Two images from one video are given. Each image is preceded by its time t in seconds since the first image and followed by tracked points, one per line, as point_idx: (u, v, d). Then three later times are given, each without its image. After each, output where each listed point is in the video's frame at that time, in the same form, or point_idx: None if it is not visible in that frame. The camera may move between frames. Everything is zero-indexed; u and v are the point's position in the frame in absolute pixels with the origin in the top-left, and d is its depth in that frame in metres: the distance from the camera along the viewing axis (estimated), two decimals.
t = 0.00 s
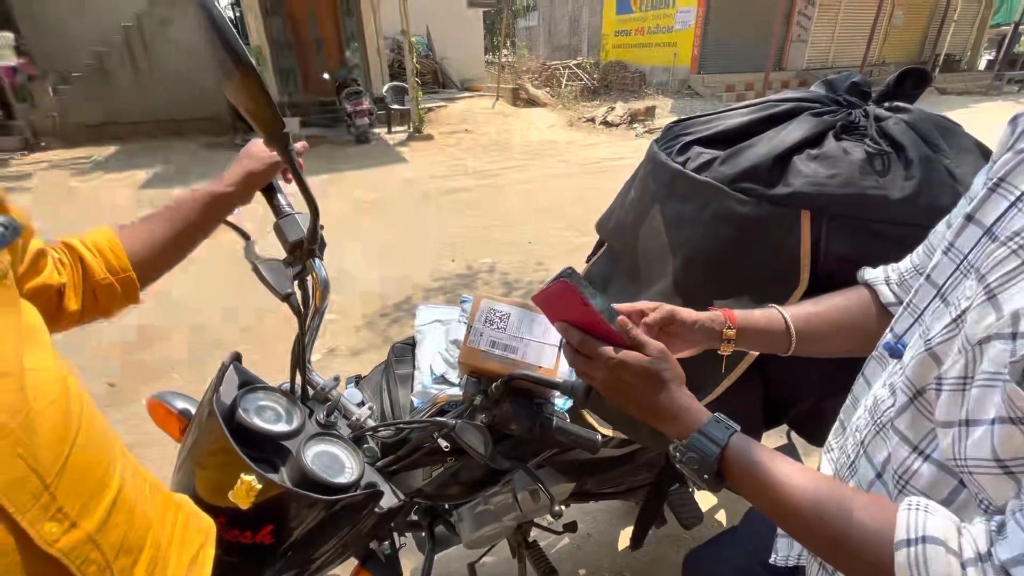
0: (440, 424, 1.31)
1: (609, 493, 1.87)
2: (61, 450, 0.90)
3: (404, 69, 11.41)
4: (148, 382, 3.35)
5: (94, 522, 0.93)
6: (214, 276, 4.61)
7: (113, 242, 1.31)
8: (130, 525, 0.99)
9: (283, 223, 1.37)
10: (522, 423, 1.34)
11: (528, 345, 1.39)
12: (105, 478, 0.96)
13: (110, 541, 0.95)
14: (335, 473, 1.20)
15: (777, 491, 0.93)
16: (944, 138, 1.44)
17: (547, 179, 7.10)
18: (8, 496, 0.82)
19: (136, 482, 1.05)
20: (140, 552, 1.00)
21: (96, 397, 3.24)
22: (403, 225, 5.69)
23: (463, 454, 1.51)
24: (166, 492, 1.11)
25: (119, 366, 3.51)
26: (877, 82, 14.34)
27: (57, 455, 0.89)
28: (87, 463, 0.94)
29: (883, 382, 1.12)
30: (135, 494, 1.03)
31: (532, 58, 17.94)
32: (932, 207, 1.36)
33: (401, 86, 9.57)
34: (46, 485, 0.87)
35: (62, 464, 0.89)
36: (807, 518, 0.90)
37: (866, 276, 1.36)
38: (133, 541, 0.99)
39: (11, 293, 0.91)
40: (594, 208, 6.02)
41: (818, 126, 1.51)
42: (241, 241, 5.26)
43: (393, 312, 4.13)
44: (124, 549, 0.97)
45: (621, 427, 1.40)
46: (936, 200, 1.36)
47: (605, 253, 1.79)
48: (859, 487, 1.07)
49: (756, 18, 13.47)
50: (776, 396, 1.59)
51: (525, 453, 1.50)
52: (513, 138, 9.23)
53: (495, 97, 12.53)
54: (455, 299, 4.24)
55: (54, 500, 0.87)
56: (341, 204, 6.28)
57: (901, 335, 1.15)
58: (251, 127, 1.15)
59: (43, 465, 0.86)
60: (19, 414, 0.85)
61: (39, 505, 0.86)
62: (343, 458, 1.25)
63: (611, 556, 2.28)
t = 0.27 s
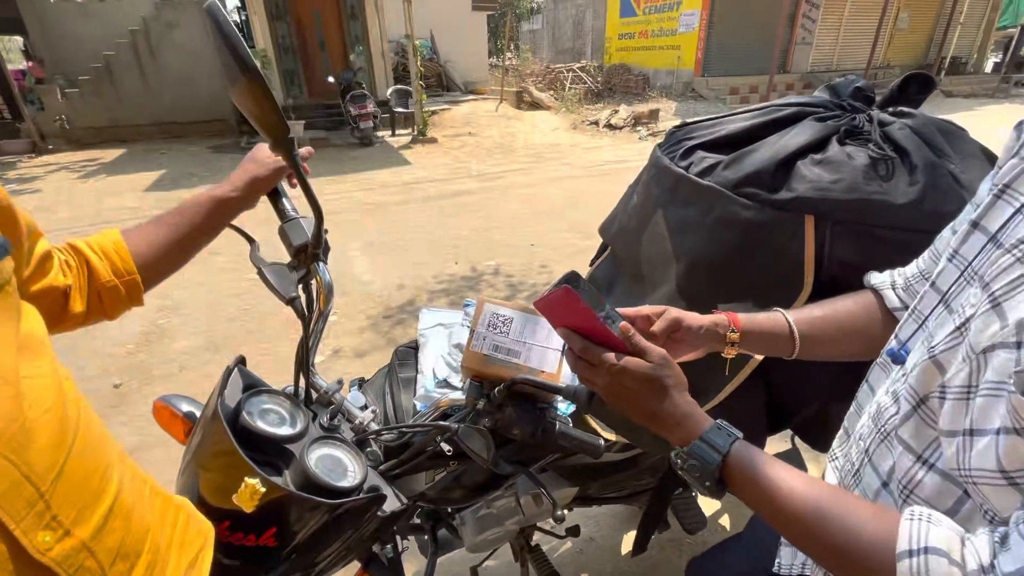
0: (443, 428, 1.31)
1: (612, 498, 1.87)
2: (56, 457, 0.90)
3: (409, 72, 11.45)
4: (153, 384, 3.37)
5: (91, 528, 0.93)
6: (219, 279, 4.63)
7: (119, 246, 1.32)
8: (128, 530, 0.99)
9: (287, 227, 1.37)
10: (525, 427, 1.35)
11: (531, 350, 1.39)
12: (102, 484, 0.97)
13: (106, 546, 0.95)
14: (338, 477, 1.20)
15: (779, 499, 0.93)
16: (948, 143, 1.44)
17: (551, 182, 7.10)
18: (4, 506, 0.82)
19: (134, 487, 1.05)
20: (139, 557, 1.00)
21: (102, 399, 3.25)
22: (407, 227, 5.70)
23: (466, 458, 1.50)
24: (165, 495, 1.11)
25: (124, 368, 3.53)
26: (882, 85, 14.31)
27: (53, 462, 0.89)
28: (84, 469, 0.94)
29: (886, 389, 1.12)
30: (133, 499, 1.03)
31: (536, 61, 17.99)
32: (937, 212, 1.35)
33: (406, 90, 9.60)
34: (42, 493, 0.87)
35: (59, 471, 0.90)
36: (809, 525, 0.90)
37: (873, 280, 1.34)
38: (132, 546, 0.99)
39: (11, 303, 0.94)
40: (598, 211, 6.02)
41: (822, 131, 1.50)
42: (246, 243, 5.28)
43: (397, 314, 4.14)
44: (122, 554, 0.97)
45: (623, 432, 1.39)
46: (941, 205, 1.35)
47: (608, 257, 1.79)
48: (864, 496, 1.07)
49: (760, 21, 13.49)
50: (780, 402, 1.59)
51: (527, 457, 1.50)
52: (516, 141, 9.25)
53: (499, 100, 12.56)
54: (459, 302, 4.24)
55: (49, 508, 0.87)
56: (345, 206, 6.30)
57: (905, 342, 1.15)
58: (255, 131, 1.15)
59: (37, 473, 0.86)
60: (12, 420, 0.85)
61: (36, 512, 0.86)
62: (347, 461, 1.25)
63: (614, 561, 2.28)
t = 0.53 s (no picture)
0: (445, 432, 1.31)
1: (614, 502, 1.87)
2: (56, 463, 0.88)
3: (414, 76, 11.49)
4: (158, 386, 3.38)
5: (86, 535, 0.91)
6: (225, 282, 4.65)
7: (124, 248, 1.31)
8: (126, 536, 0.97)
9: (292, 232, 1.38)
10: (527, 432, 1.35)
11: (533, 354, 1.38)
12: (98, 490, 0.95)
13: (105, 552, 0.94)
14: (340, 480, 1.21)
15: (779, 505, 0.93)
16: (952, 148, 1.43)
17: (555, 185, 7.11)
18: (3, 511, 0.81)
19: (130, 492, 1.03)
20: (137, 562, 0.98)
21: (107, 401, 3.27)
22: (412, 230, 5.72)
23: (468, 463, 1.49)
24: (162, 500, 1.10)
25: (130, 370, 3.54)
26: (888, 88, 14.27)
27: (53, 468, 0.88)
28: (81, 474, 0.92)
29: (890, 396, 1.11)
30: (130, 505, 1.01)
31: (542, 64, 18.03)
32: (940, 217, 1.35)
33: (411, 93, 9.63)
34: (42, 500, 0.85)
35: (57, 476, 0.88)
36: (806, 531, 0.90)
37: (877, 283, 1.33)
38: (130, 551, 0.97)
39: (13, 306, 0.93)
40: (602, 214, 6.02)
41: (826, 136, 1.50)
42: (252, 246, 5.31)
43: (401, 317, 4.14)
44: (120, 559, 0.96)
45: (626, 435, 1.39)
46: (945, 210, 1.34)
47: (611, 261, 1.79)
48: (869, 503, 1.06)
49: (765, 24, 13.48)
50: (783, 408, 1.58)
51: (529, 461, 1.50)
52: (521, 144, 9.26)
53: (503, 104, 12.58)
54: (462, 305, 4.24)
55: (47, 514, 0.86)
56: (350, 209, 6.31)
57: (908, 347, 1.14)
58: (260, 135, 1.15)
59: (37, 480, 0.85)
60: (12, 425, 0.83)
61: (33, 518, 0.84)
62: (349, 465, 1.25)
63: (617, 566, 2.27)
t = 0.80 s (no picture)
0: (448, 434, 1.31)
1: (618, 506, 1.86)
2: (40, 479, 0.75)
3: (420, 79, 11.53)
4: (166, 388, 3.39)
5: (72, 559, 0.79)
6: (232, 284, 4.67)
7: (130, 246, 1.32)
8: (115, 555, 0.85)
9: (297, 233, 1.39)
10: (530, 434, 1.34)
11: (537, 356, 1.39)
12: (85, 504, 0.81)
13: (89, 574, 0.81)
14: (344, 481, 1.21)
15: (771, 485, 0.93)
16: (958, 150, 1.43)
17: (561, 187, 7.11)
18: None
19: (123, 499, 0.90)
20: None
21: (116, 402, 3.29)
22: (417, 232, 5.73)
23: (471, 465, 1.50)
24: (153, 510, 0.96)
25: (138, 371, 3.57)
26: (895, 89, 14.22)
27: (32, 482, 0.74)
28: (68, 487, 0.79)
29: (898, 402, 1.10)
30: (123, 516, 0.88)
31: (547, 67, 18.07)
32: (947, 220, 1.34)
33: (417, 96, 9.67)
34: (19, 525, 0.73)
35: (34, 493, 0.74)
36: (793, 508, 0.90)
37: (857, 274, 1.32)
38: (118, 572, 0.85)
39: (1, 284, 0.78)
40: (607, 216, 6.02)
41: (830, 138, 1.50)
42: (258, 249, 5.34)
43: (406, 319, 4.15)
44: None
45: (630, 438, 1.40)
46: (952, 212, 1.34)
47: (615, 264, 1.79)
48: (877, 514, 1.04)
49: (771, 27, 13.46)
50: (788, 411, 1.57)
51: (532, 463, 1.51)
52: (526, 147, 9.28)
53: (509, 106, 12.62)
54: (468, 307, 4.25)
55: (26, 537, 0.74)
56: (356, 212, 6.34)
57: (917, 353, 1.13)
58: (266, 139, 1.17)
59: (17, 501, 0.73)
60: None
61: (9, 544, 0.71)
62: (352, 466, 1.26)
63: (621, 569, 2.26)
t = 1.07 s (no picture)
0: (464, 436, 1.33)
1: (628, 508, 1.87)
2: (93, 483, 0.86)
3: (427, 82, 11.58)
4: (177, 389, 3.42)
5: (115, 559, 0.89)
6: (242, 286, 4.71)
7: (147, 232, 1.34)
8: (151, 558, 0.95)
9: (314, 237, 1.41)
10: (544, 436, 1.35)
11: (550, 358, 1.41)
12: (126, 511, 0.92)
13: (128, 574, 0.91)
14: (362, 481, 1.23)
15: (788, 486, 0.92)
16: (971, 153, 1.43)
17: (568, 190, 7.13)
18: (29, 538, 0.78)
19: (157, 507, 1.00)
20: None
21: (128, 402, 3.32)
22: (425, 235, 5.76)
23: (486, 466, 1.52)
24: (185, 515, 1.06)
25: (149, 372, 3.60)
26: (903, 91, 14.15)
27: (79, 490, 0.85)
28: (109, 495, 0.89)
29: (918, 406, 1.11)
30: (157, 523, 0.98)
31: (554, 70, 18.10)
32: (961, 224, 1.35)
33: (423, 99, 9.71)
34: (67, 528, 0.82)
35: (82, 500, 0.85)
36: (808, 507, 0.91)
37: (863, 275, 1.33)
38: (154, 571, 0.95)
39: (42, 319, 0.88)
40: (614, 219, 6.03)
41: (843, 142, 1.51)
42: (267, 251, 5.38)
43: (414, 321, 4.17)
44: None
45: (644, 441, 1.40)
46: (966, 216, 1.34)
47: (626, 266, 1.80)
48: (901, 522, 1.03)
49: (777, 29, 13.44)
50: (800, 414, 1.58)
51: (546, 465, 1.52)
52: (533, 150, 9.30)
53: (515, 109, 12.65)
54: (475, 310, 4.26)
55: (80, 541, 0.85)
56: (363, 214, 6.37)
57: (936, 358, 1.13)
58: (286, 145, 1.19)
59: (72, 503, 0.84)
60: (43, 450, 0.80)
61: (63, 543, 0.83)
62: (370, 467, 1.27)
63: (631, 571, 2.27)
